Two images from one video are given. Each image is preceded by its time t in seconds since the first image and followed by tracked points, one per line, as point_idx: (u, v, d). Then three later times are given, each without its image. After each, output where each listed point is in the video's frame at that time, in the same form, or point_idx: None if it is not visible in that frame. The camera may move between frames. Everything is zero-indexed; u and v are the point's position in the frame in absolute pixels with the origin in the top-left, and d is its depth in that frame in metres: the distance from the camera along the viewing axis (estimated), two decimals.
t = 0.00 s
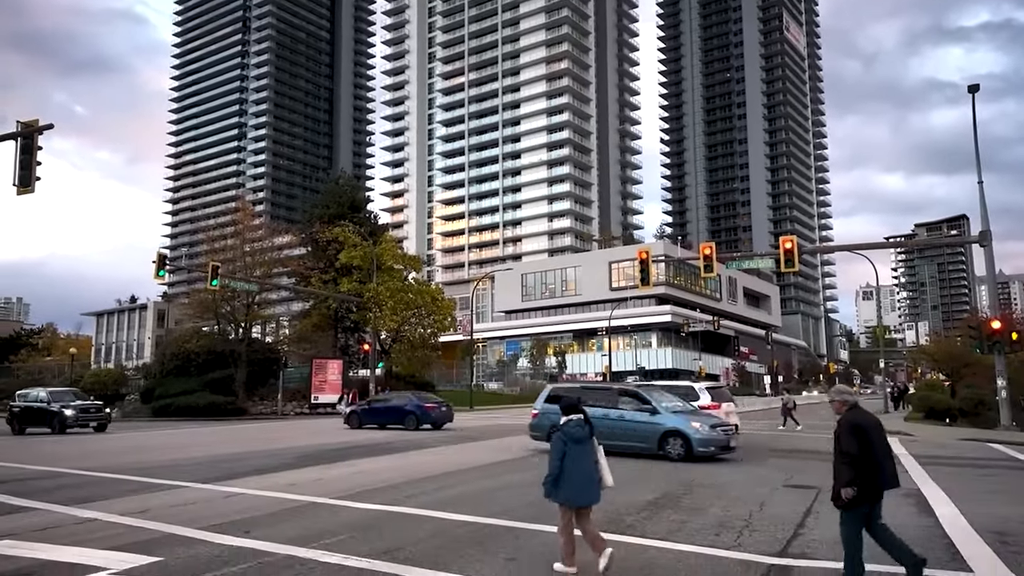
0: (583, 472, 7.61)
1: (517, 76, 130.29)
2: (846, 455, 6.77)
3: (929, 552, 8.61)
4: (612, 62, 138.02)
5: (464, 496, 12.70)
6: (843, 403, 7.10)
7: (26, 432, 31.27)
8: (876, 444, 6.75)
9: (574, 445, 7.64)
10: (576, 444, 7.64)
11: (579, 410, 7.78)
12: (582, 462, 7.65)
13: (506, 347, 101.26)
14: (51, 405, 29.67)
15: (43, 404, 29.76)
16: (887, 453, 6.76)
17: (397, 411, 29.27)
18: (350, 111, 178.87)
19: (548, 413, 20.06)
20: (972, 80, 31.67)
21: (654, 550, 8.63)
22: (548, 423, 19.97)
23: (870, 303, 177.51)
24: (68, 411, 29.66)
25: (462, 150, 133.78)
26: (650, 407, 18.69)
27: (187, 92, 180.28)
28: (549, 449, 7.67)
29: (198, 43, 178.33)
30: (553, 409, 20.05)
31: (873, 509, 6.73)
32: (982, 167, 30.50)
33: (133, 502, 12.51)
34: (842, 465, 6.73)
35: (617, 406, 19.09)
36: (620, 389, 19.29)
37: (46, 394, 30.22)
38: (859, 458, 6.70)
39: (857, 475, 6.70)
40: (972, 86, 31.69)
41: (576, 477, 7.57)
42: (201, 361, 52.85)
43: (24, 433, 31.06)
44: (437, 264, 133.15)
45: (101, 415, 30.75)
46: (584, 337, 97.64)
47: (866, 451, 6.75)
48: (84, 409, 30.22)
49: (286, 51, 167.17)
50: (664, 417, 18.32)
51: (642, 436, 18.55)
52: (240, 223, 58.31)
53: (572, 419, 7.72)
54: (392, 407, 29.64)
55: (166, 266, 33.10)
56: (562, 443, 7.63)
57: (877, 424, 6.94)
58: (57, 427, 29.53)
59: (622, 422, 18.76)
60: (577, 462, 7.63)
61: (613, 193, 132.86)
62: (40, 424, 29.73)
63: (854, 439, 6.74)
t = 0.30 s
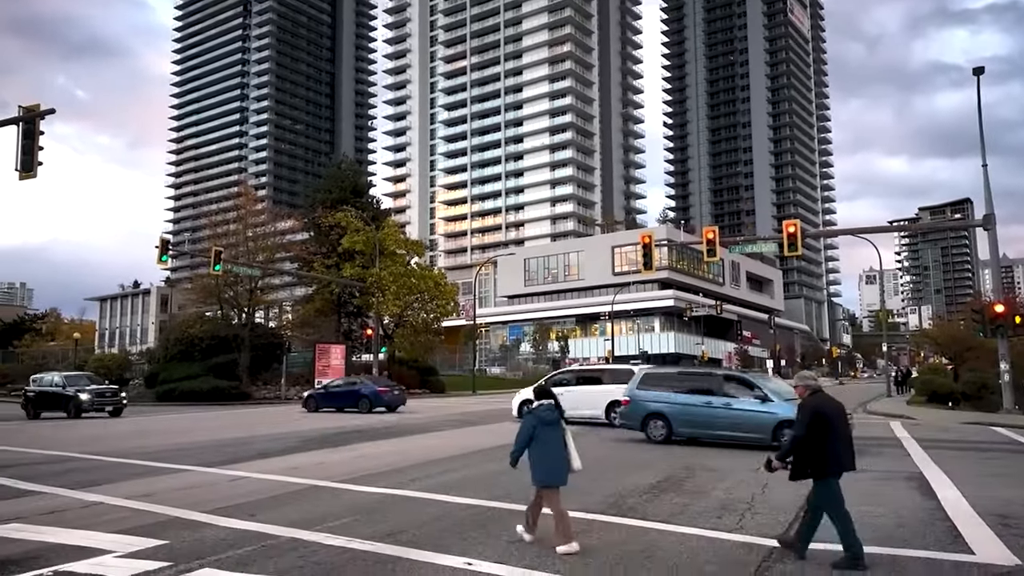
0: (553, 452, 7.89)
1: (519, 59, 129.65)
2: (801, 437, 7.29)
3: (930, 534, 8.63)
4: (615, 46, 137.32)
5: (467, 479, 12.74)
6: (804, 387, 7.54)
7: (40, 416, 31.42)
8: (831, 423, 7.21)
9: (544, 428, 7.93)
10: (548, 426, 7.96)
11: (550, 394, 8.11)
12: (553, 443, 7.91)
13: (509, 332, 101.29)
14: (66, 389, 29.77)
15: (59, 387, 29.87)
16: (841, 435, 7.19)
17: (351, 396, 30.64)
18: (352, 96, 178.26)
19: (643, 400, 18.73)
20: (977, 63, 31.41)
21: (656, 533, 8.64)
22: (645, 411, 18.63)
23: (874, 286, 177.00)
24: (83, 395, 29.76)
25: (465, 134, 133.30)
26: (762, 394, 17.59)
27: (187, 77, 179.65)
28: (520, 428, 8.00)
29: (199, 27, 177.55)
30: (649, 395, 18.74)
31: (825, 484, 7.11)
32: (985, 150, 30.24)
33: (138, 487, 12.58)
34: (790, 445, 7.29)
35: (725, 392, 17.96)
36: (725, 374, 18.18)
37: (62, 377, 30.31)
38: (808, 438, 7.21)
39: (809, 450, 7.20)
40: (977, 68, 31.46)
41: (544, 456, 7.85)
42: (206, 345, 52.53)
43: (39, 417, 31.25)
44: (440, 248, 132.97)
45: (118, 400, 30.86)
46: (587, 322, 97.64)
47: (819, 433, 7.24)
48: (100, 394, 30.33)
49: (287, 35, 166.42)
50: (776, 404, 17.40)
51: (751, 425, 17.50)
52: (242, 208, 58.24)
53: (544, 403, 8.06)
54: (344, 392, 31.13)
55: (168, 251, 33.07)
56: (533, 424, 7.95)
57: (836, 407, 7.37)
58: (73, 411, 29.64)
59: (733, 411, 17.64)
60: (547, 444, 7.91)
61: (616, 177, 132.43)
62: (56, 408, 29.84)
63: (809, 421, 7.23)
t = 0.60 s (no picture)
0: (525, 432, 8.41)
1: (521, 46, 129.07)
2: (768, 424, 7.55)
3: (930, 521, 8.67)
4: (617, 33, 136.59)
5: (471, 467, 12.77)
6: (769, 374, 7.83)
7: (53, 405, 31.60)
8: (792, 412, 7.52)
9: (516, 408, 8.46)
10: (520, 407, 8.47)
11: (524, 376, 8.62)
12: (524, 423, 8.45)
13: (511, 320, 101.40)
14: (80, 377, 29.87)
15: (73, 376, 29.93)
16: (803, 422, 7.49)
17: (308, 382, 32.43)
18: (353, 84, 177.71)
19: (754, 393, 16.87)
20: (982, 49, 31.17)
21: (656, 521, 8.72)
22: (755, 405, 16.88)
23: (876, 274, 176.74)
24: (97, 383, 29.78)
25: (467, 122, 132.86)
26: (893, 386, 15.43)
27: (188, 65, 179.16)
28: (495, 410, 8.51)
29: (200, 14, 176.98)
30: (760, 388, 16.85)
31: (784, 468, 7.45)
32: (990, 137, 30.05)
33: (143, 475, 12.64)
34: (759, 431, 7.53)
35: (846, 384, 15.80)
36: (846, 363, 16.00)
37: (75, 365, 30.37)
38: (774, 426, 7.49)
39: (772, 437, 7.48)
40: (982, 55, 31.22)
41: (516, 437, 8.37)
42: (209, 334, 52.87)
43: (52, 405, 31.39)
44: (442, 237, 132.94)
45: (132, 388, 30.89)
46: (589, 310, 97.65)
47: (783, 420, 7.53)
48: (115, 381, 30.37)
49: (289, 22, 165.80)
50: (908, 397, 15.24)
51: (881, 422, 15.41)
52: (245, 196, 58.19)
53: (517, 384, 8.56)
54: (300, 379, 33.07)
55: (171, 240, 33.10)
56: (506, 406, 8.47)
57: (799, 393, 7.66)
58: (87, 400, 29.72)
59: (859, 406, 15.54)
60: (519, 424, 8.43)
61: (618, 165, 132.08)
62: (71, 396, 29.96)
63: (774, 408, 7.53)
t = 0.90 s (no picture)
0: (495, 426, 8.51)
1: (523, 37, 128.60)
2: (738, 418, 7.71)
3: (932, 511, 8.68)
4: (620, 23, 136.03)
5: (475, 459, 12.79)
6: (731, 370, 8.04)
7: (65, 396, 31.68)
8: (759, 407, 7.68)
9: (486, 403, 8.56)
10: (489, 401, 8.57)
11: (490, 371, 8.71)
12: (495, 418, 8.56)
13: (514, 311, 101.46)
14: (92, 368, 29.88)
15: (85, 367, 29.96)
16: (769, 417, 7.69)
17: (264, 375, 33.97)
18: (355, 75, 177.35)
19: (884, 388, 15.33)
20: (986, 40, 31.03)
21: (659, 510, 8.72)
22: (885, 404, 15.29)
23: (879, 265, 176.44)
24: (109, 374, 29.79)
25: (469, 113, 132.53)
26: None
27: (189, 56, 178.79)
28: (465, 405, 8.58)
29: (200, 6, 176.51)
30: (891, 384, 15.34)
31: (764, 460, 7.69)
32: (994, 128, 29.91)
33: (146, 466, 12.69)
34: (732, 424, 7.67)
35: (994, 378, 14.44)
36: (989, 355, 14.67)
37: (87, 356, 30.43)
38: (746, 420, 7.65)
39: (747, 430, 7.64)
40: (985, 45, 31.09)
41: (486, 430, 8.47)
42: (210, 326, 53.13)
43: (63, 397, 31.49)
44: (444, 228, 132.91)
45: (143, 379, 30.89)
46: (591, 302, 97.62)
47: (752, 416, 7.70)
48: (126, 372, 30.35)
49: (290, 13, 165.29)
50: None
51: None
52: (246, 187, 58.12)
53: (484, 379, 8.66)
54: (257, 372, 34.42)
55: (173, 231, 33.13)
56: (475, 401, 8.54)
57: (761, 387, 7.86)
58: (99, 391, 29.70)
59: (1009, 401, 14.15)
60: (489, 419, 8.51)
61: (621, 157, 131.82)
62: (83, 388, 29.95)
63: (743, 401, 7.69)
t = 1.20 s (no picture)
0: (464, 415, 8.70)
1: (525, 31, 128.34)
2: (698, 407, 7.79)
3: (934, 505, 8.68)
4: (622, 17, 135.61)
5: (479, 453, 12.81)
6: (698, 357, 8.06)
7: (75, 390, 31.86)
8: (723, 396, 7.78)
9: (457, 393, 8.75)
10: (459, 391, 8.75)
11: (462, 362, 8.92)
12: (464, 407, 8.75)
13: (515, 306, 101.59)
14: (102, 363, 29.93)
15: (95, 361, 30.03)
16: (730, 404, 7.78)
17: (223, 369, 34.63)
18: (356, 70, 177.16)
19: None
20: (988, 34, 30.92)
21: (660, 505, 8.71)
22: None
23: (881, 260, 176.18)
24: (119, 369, 29.80)
25: (470, 108, 132.32)
26: None
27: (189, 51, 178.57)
28: (435, 395, 8.77)
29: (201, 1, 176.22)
30: None
31: (715, 446, 7.73)
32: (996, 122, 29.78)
33: (148, 460, 12.69)
34: (690, 414, 7.77)
35: None
36: None
37: (97, 351, 30.52)
38: (705, 408, 7.71)
39: (701, 419, 7.72)
40: (988, 39, 30.99)
41: (456, 419, 8.64)
42: (213, 320, 52.53)
43: (72, 391, 31.63)
44: (446, 223, 132.92)
45: (153, 374, 30.98)
46: (593, 297, 97.61)
47: (712, 403, 7.79)
48: (136, 367, 30.35)
49: (292, 8, 164.97)
50: None
51: None
52: (248, 182, 58.08)
53: (456, 369, 8.87)
54: (217, 367, 34.97)
55: (175, 225, 33.16)
56: (447, 391, 8.74)
57: (727, 377, 7.94)
58: (109, 385, 29.73)
59: None
60: (458, 409, 8.71)
61: (623, 152, 131.58)
62: (93, 382, 30.02)
63: (704, 390, 7.78)
